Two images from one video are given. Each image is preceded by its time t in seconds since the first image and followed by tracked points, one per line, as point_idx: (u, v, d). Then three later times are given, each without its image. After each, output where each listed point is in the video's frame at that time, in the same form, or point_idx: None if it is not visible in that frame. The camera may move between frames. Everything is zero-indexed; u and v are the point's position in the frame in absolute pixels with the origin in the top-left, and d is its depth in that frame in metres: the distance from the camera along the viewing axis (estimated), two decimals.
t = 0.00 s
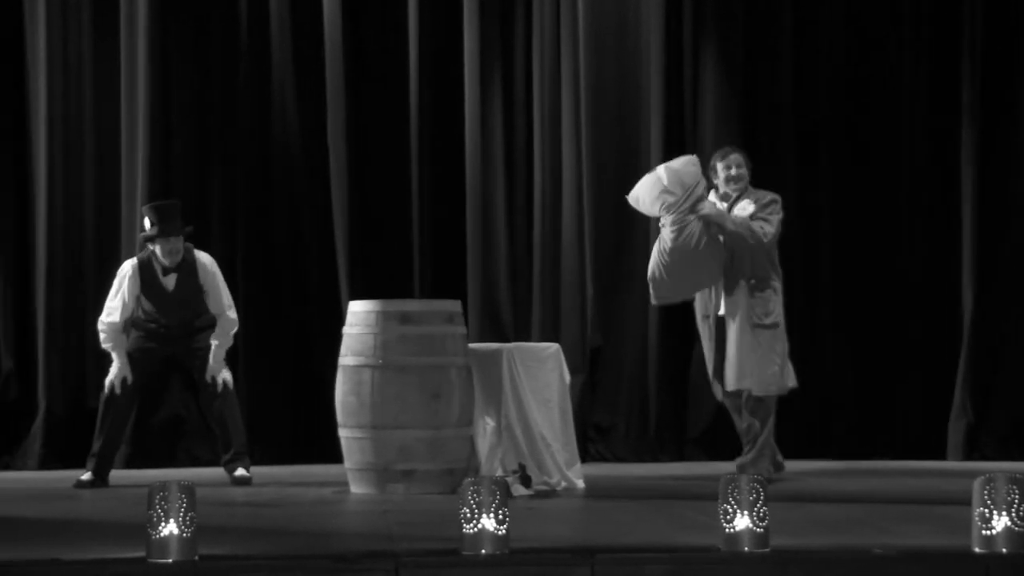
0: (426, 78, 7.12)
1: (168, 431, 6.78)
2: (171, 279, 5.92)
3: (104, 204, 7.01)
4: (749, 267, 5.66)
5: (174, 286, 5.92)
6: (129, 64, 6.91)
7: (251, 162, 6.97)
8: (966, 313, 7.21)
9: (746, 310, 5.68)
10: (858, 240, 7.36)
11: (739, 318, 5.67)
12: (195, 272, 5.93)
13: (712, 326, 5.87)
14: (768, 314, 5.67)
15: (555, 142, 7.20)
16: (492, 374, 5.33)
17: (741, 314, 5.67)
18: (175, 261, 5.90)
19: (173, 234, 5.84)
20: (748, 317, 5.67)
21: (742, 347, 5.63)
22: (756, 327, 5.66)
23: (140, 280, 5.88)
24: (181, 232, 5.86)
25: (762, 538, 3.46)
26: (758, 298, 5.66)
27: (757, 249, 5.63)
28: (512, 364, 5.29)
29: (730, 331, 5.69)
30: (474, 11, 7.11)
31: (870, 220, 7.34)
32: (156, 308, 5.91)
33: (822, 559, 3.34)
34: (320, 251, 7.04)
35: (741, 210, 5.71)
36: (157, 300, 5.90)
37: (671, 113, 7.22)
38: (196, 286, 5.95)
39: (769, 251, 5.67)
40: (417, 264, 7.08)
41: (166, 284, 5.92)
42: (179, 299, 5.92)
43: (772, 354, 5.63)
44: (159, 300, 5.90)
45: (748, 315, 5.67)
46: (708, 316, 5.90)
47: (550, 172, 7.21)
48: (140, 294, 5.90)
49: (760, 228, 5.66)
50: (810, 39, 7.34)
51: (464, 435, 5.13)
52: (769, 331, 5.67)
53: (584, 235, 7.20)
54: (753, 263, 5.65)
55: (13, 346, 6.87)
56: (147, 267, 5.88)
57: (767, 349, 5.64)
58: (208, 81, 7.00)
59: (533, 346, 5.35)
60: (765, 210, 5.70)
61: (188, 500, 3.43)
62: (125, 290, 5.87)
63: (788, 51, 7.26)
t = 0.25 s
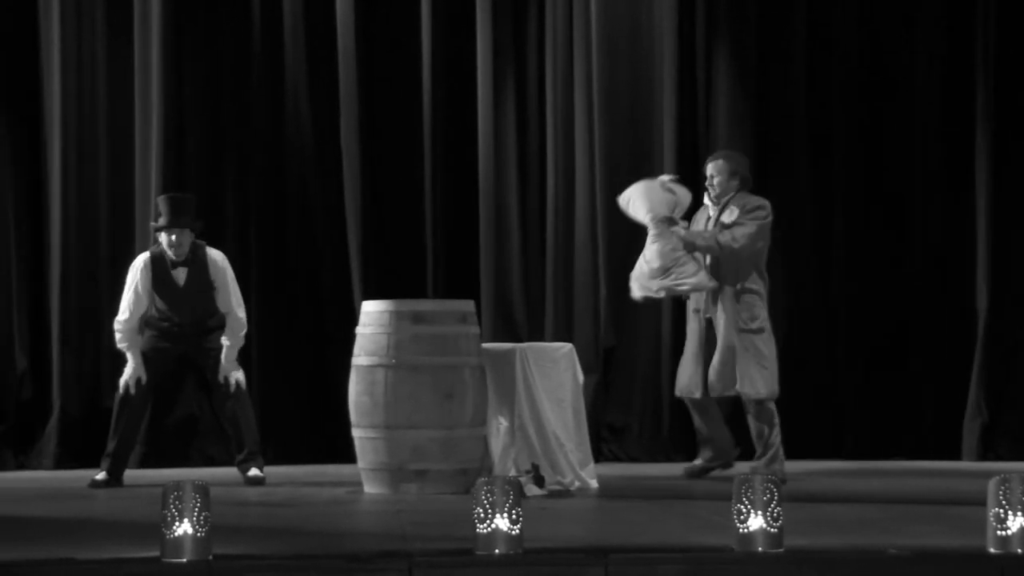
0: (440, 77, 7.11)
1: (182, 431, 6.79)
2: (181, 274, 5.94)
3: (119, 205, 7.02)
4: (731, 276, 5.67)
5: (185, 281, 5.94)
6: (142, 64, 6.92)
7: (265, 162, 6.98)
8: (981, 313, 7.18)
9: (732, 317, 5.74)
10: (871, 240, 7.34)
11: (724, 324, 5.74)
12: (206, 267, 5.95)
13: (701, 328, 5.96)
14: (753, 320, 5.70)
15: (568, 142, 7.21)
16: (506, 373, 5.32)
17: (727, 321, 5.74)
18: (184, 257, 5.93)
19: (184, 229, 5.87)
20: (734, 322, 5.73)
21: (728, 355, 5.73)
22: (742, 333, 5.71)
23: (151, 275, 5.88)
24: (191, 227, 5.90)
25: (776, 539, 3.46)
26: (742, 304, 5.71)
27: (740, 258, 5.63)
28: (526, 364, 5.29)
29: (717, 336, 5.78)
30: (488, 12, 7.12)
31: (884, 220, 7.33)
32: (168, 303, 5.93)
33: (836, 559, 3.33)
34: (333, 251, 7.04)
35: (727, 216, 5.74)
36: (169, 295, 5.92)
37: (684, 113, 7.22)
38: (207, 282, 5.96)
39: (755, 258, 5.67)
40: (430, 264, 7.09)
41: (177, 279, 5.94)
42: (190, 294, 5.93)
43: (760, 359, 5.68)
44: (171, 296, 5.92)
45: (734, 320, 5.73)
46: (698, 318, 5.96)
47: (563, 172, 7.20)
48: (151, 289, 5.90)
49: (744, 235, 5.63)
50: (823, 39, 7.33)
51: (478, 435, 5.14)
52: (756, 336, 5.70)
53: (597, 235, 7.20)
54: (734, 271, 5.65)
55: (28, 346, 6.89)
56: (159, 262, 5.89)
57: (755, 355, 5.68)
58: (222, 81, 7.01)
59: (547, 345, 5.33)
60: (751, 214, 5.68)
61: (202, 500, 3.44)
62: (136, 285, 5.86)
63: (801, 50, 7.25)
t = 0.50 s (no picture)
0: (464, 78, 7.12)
1: (207, 430, 6.81)
2: (206, 279, 5.95)
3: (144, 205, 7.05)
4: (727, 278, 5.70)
5: (209, 286, 5.95)
6: (168, 66, 6.95)
7: (289, 163, 7.00)
8: (1007, 313, 7.15)
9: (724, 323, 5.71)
10: (897, 239, 7.32)
11: (716, 332, 5.72)
12: (229, 272, 5.96)
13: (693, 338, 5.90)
14: (744, 325, 5.71)
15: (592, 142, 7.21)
16: (529, 373, 5.32)
17: (719, 328, 5.71)
18: (208, 263, 5.95)
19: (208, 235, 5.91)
20: (723, 328, 5.70)
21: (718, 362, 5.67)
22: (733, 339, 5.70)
23: (175, 282, 5.90)
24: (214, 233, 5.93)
25: (801, 539, 3.45)
26: (734, 310, 5.71)
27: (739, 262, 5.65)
28: (549, 364, 5.30)
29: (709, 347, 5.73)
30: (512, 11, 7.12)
31: (909, 220, 7.30)
32: (193, 308, 5.94)
33: (861, 560, 3.32)
34: (357, 251, 7.06)
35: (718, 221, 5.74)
36: (193, 300, 5.93)
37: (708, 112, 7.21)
38: (231, 286, 5.98)
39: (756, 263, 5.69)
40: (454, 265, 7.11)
41: (201, 284, 5.95)
42: (214, 299, 5.95)
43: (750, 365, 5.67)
44: (196, 300, 5.93)
45: (724, 327, 5.71)
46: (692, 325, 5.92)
47: (587, 171, 7.19)
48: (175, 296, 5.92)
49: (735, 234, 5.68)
50: (848, 38, 7.30)
51: (501, 435, 5.14)
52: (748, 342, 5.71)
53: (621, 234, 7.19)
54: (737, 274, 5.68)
55: (54, 346, 6.92)
56: (182, 268, 5.91)
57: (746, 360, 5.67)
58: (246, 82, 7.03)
59: (571, 345, 5.34)
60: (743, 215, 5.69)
61: (227, 499, 3.45)
62: (160, 291, 5.89)
63: (825, 50, 7.23)
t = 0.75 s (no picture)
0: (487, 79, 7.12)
1: (231, 430, 6.84)
2: (230, 294, 5.96)
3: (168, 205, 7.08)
4: (715, 269, 5.83)
5: (233, 301, 5.96)
6: (192, 67, 6.98)
7: (312, 163, 7.02)
8: None
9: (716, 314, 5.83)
10: (921, 241, 7.27)
11: (706, 319, 5.83)
12: (253, 286, 5.96)
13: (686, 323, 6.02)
14: (735, 316, 5.80)
15: (615, 142, 7.20)
16: (552, 373, 5.32)
17: (710, 317, 5.82)
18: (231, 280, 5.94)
19: (231, 250, 5.88)
20: (714, 318, 5.81)
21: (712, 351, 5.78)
22: (722, 329, 5.81)
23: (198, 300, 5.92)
24: (237, 250, 5.89)
25: (825, 540, 3.43)
26: (725, 300, 5.81)
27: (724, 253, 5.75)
28: (572, 363, 5.29)
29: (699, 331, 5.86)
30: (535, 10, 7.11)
31: (934, 220, 7.26)
32: (218, 322, 5.96)
33: (886, 561, 3.30)
34: (380, 251, 7.07)
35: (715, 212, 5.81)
36: (218, 314, 5.95)
37: (732, 112, 7.20)
38: (256, 298, 5.99)
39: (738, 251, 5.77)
40: (477, 265, 7.11)
41: (226, 299, 5.97)
42: (239, 313, 5.97)
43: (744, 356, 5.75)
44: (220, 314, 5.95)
45: (715, 316, 5.82)
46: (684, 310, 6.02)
47: (610, 171, 7.18)
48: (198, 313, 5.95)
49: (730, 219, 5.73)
50: (872, 37, 7.27)
51: (524, 435, 5.14)
52: (738, 333, 5.80)
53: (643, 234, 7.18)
54: (726, 264, 5.81)
55: (79, 345, 6.96)
56: (205, 288, 5.92)
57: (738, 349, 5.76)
58: (270, 83, 7.05)
59: (594, 345, 5.32)
60: (739, 208, 5.73)
61: (251, 498, 3.45)
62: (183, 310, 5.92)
63: (848, 51, 7.22)
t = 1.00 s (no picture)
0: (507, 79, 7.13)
1: (252, 429, 6.85)
2: (252, 292, 5.99)
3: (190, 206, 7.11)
4: (706, 265, 5.91)
5: (256, 298, 5.99)
6: (215, 68, 7.00)
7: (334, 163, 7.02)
8: None
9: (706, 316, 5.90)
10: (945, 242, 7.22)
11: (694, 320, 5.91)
12: (275, 281, 5.99)
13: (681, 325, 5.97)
14: (723, 315, 5.85)
15: (636, 142, 7.18)
16: (573, 373, 5.33)
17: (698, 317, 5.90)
18: (253, 276, 5.98)
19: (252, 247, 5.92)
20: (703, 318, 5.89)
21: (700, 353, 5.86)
22: (711, 329, 5.88)
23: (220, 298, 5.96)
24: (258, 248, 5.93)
25: (847, 540, 3.42)
26: (716, 300, 5.87)
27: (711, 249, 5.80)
28: (592, 363, 5.28)
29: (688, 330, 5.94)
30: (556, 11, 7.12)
31: (958, 220, 7.20)
32: (239, 322, 5.99)
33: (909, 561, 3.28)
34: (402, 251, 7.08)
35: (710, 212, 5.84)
36: (240, 313, 5.98)
37: (752, 114, 7.23)
38: (279, 295, 6.01)
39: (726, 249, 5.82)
40: (498, 265, 7.09)
41: (248, 297, 6.00)
42: (261, 311, 5.99)
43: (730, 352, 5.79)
44: (242, 313, 5.97)
45: (704, 316, 5.90)
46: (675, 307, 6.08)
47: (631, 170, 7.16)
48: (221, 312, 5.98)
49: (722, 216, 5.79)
50: (896, 36, 7.22)
51: (545, 435, 5.13)
52: (725, 332, 5.84)
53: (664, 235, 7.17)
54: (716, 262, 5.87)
55: (102, 346, 6.98)
56: (227, 284, 5.95)
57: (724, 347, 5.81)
58: (291, 84, 7.07)
59: (615, 344, 5.31)
60: (732, 210, 5.78)
61: (272, 498, 3.46)
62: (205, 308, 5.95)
63: (871, 50, 7.19)
